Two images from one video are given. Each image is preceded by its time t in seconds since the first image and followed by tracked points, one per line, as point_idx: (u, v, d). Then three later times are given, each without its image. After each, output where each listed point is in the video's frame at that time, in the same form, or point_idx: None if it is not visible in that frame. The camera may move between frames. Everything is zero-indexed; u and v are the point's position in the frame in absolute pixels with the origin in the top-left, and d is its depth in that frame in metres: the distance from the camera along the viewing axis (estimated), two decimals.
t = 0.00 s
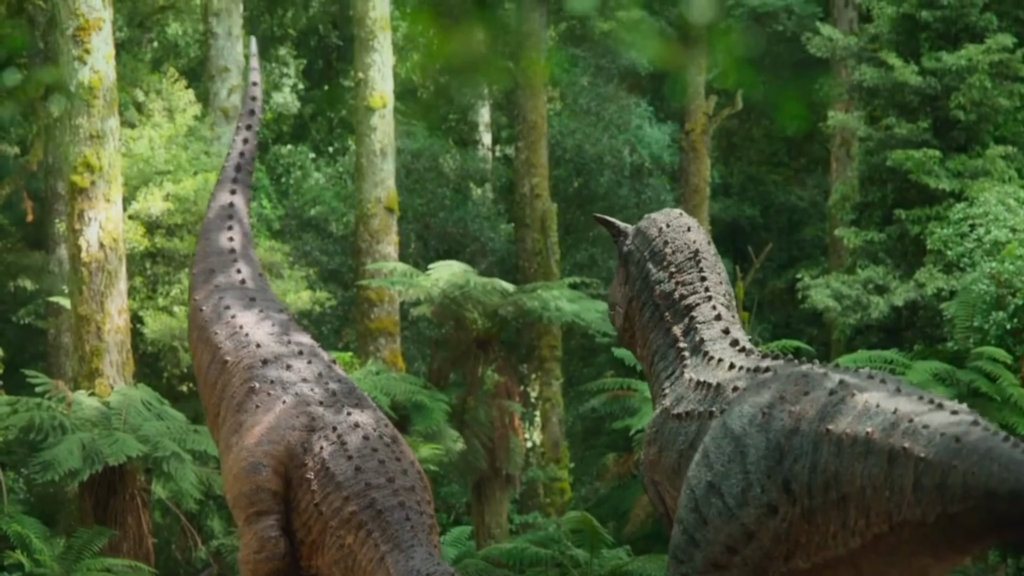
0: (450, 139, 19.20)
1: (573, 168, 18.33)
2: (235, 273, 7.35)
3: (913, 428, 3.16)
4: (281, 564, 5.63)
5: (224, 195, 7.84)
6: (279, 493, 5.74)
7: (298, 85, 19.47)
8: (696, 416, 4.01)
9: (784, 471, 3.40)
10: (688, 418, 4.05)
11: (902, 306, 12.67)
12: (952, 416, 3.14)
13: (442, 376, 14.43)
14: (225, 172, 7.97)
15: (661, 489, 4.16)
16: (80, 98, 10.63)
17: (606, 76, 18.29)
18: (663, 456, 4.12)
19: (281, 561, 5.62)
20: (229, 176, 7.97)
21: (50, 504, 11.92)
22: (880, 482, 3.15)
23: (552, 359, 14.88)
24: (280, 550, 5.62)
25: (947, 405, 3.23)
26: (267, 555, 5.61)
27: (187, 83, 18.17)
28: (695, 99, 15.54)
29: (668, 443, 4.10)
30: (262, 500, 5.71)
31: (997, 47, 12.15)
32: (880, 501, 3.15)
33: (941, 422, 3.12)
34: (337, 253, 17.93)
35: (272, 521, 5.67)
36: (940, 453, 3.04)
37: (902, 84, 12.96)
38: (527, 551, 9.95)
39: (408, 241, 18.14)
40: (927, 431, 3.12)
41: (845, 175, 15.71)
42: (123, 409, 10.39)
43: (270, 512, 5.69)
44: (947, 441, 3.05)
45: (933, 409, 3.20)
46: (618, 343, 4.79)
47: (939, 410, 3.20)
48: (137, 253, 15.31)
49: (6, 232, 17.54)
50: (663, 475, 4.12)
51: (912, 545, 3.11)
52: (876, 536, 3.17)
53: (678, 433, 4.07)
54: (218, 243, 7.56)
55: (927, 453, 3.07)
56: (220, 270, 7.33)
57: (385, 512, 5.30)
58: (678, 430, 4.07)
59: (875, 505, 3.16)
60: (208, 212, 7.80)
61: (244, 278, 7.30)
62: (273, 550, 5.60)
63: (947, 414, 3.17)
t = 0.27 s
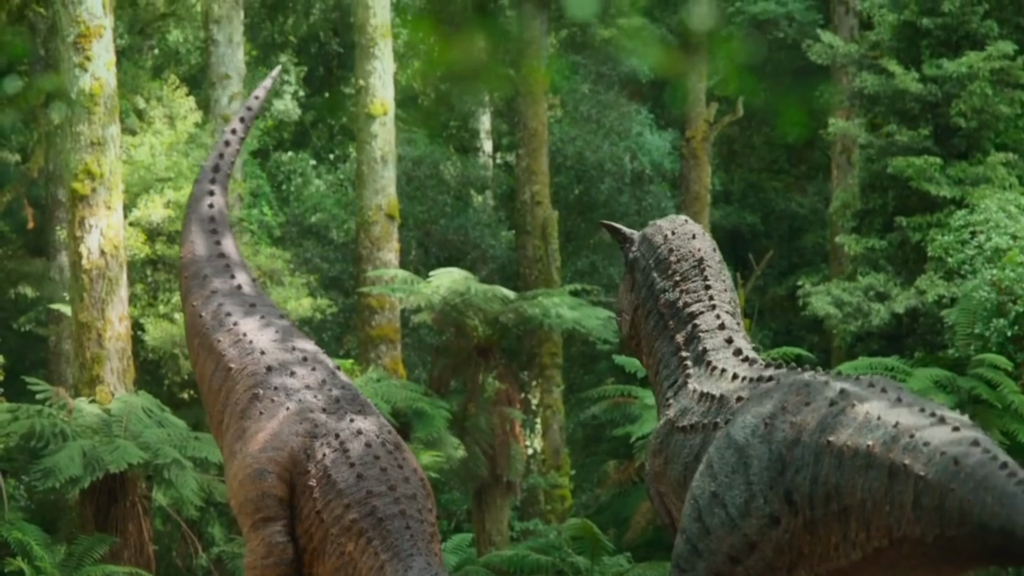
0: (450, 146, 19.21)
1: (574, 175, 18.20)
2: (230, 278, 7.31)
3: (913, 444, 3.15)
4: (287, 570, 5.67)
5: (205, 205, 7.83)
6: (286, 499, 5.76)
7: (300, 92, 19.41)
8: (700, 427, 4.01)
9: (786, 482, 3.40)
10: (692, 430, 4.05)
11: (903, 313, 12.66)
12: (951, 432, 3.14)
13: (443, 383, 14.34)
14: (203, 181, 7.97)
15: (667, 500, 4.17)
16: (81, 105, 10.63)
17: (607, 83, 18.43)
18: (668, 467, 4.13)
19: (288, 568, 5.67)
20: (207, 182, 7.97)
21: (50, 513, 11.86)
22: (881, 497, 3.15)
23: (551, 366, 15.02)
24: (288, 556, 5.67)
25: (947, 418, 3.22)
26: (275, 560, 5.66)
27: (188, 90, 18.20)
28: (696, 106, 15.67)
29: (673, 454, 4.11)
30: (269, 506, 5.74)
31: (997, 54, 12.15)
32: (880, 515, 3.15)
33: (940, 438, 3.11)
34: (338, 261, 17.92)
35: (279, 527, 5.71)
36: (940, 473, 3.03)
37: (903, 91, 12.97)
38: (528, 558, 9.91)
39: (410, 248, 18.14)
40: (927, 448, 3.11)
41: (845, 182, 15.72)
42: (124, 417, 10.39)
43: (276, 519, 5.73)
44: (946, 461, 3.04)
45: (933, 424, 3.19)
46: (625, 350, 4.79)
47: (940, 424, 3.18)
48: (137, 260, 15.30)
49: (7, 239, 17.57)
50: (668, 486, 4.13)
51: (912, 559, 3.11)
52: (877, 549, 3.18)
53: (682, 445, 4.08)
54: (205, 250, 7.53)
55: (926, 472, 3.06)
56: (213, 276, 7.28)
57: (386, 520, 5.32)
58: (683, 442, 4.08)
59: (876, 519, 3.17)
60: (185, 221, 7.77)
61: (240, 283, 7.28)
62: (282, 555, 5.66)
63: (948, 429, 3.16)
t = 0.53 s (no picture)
0: (451, 150, 19.16)
1: (574, 179, 18.38)
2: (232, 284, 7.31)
3: (916, 448, 3.13)
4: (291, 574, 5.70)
5: (189, 213, 7.79)
6: (290, 504, 5.79)
7: (300, 96, 19.55)
8: (703, 430, 4.02)
9: (789, 484, 3.41)
10: (696, 432, 4.06)
11: (903, 316, 12.66)
12: (955, 436, 3.11)
13: (443, 386, 14.44)
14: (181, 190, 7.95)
15: (671, 503, 4.18)
16: (81, 108, 10.64)
17: (607, 87, 18.35)
18: (672, 469, 4.14)
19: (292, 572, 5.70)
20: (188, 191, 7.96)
21: (51, 516, 11.85)
22: (883, 500, 3.14)
23: (552, 369, 15.00)
24: (292, 559, 5.69)
25: (951, 421, 3.20)
26: (279, 563, 5.69)
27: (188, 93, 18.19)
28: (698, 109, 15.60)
29: (676, 457, 4.12)
30: (275, 510, 5.78)
31: (999, 57, 12.17)
32: (883, 518, 3.14)
33: (944, 442, 3.09)
34: (339, 264, 17.90)
35: (285, 530, 5.74)
36: (942, 479, 3.00)
37: (904, 94, 12.97)
38: (529, 561, 9.91)
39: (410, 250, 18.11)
40: (930, 453, 3.09)
41: (846, 185, 15.72)
42: (125, 421, 10.35)
43: (282, 522, 5.76)
44: (948, 469, 3.00)
45: (937, 428, 3.16)
46: (627, 353, 4.79)
47: (943, 428, 3.16)
48: (138, 263, 15.29)
49: (7, 242, 17.55)
50: (673, 488, 4.14)
51: (914, 564, 3.08)
52: (879, 552, 3.18)
53: (686, 448, 4.08)
54: (199, 255, 7.50)
55: (928, 478, 3.03)
56: (216, 281, 7.30)
57: (386, 527, 5.32)
58: (687, 445, 4.09)
59: (878, 522, 3.16)
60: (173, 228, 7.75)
61: (242, 288, 7.29)
62: (286, 558, 5.68)
63: (951, 433, 3.14)
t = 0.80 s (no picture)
0: (452, 152, 19.15)
1: (575, 180, 18.40)
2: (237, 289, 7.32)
3: (920, 441, 3.13)
4: None
5: (181, 216, 7.71)
6: (293, 506, 5.81)
7: (301, 97, 19.80)
8: (708, 432, 4.01)
9: (793, 481, 3.41)
10: (702, 435, 4.05)
11: (904, 318, 12.66)
12: (959, 427, 3.12)
13: (444, 390, 14.45)
14: (170, 193, 7.82)
15: (676, 506, 4.16)
16: (82, 110, 10.64)
17: (607, 89, 18.24)
18: (676, 473, 4.12)
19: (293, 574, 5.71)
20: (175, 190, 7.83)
21: (52, 518, 11.86)
22: (888, 494, 3.14)
23: (553, 370, 14.97)
24: (293, 560, 5.69)
25: (954, 414, 3.21)
26: (280, 565, 5.69)
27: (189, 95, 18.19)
28: (699, 111, 15.64)
29: (681, 460, 4.11)
30: (277, 512, 5.79)
31: (999, 59, 12.13)
32: (887, 512, 3.15)
33: (948, 436, 3.09)
34: (340, 266, 17.87)
35: (286, 532, 5.75)
36: (949, 472, 3.00)
37: (904, 96, 12.98)
38: (529, 563, 9.89)
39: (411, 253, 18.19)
40: (934, 446, 3.09)
41: (847, 187, 15.72)
42: (126, 422, 10.37)
43: (283, 524, 5.76)
44: (953, 462, 3.02)
45: (942, 421, 3.16)
46: (629, 358, 4.78)
47: (947, 422, 3.16)
48: (138, 265, 15.29)
49: (8, 244, 17.54)
50: (679, 492, 4.12)
51: (919, 557, 3.11)
52: (884, 547, 3.18)
53: (691, 450, 4.08)
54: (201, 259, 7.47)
55: (933, 471, 3.04)
56: (224, 285, 7.31)
57: (387, 533, 5.30)
58: (692, 447, 4.08)
59: (882, 517, 3.17)
60: (169, 233, 7.69)
61: (249, 292, 7.31)
62: (288, 560, 5.69)
63: (954, 427, 3.14)
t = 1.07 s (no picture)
0: (452, 153, 19.14)
1: (576, 181, 18.38)
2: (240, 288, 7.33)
3: (923, 436, 3.13)
4: None
5: (179, 217, 7.66)
6: (292, 507, 5.81)
7: (302, 98, 19.78)
8: (711, 432, 4.01)
9: (795, 480, 3.40)
10: (704, 436, 4.06)
11: (904, 319, 12.65)
12: (961, 422, 3.12)
13: (444, 390, 14.49)
14: (164, 194, 7.74)
15: (678, 510, 4.15)
16: (83, 111, 10.64)
17: (607, 90, 18.27)
18: (678, 476, 4.12)
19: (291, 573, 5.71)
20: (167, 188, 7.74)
21: (52, 518, 11.85)
22: (890, 489, 3.13)
23: (554, 371, 14.95)
24: (291, 560, 5.69)
25: (956, 410, 3.21)
26: (278, 565, 5.69)
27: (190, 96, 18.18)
28: (699, 112, 15.67)
29: (683, 463, 4.10)
30: (276, 512, 5.79)
31: (1000, 60, 12.15)
32: (890, 507, 3.14)
33: (951, 431, 3.09)
34: (340, 266, 17.84)
35: (284, 532, 5.75)
36: (953, 466, 3.00)
37: (905, 97, 12.99)
38: (530, 564, 9.88)
39: (412, 253, 18.20)
40: (937, 440, 3.09)
41: (847, 188, 15.72)
42: (126, 423, 10.38)
43: (282, 525, 5.76)
44: (957, 452, 3.02)
45: (945, 417, 3.16)
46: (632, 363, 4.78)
47: (950, 418, 3.16)
48: (139, 266, 15.28)
49: (9, 245, 17.51)
50: (681, 495, 4.11)
51: (923, 552, 3.10)
52: (886, 542, 3.17)
53: (694, 453, 4.07)
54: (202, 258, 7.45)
55: (938, 463, 3.04)
56: (230, 286, 7.31)
57: (386, 534, 5.30)
58: (694, 450, 4.08)
59: (885, 512, 3.16)
60: (169, 235, 7.61)
61: (256, 294, 7.30)
62: (285, 560, 5.69)
63: (957, 420, 3.14)
